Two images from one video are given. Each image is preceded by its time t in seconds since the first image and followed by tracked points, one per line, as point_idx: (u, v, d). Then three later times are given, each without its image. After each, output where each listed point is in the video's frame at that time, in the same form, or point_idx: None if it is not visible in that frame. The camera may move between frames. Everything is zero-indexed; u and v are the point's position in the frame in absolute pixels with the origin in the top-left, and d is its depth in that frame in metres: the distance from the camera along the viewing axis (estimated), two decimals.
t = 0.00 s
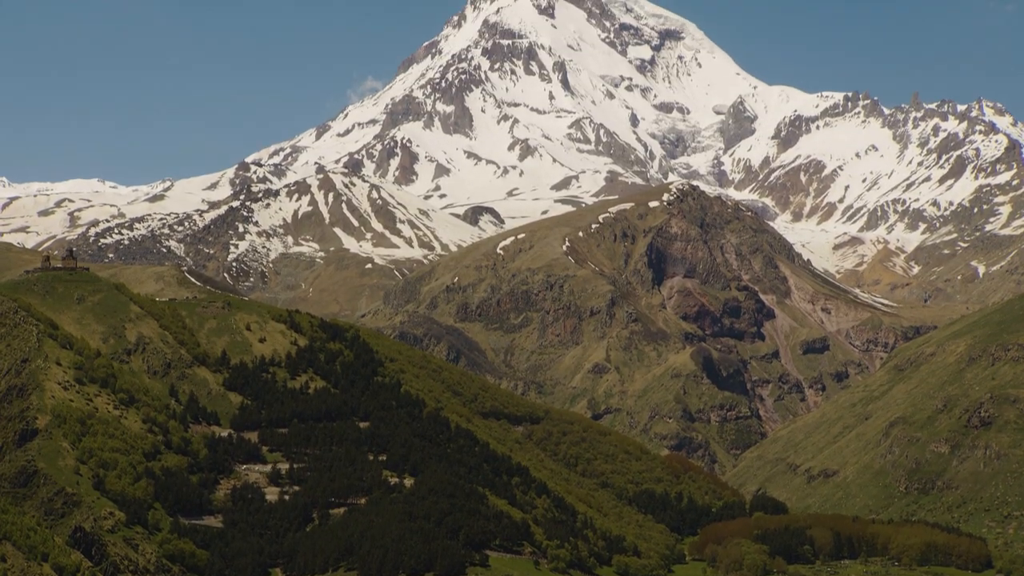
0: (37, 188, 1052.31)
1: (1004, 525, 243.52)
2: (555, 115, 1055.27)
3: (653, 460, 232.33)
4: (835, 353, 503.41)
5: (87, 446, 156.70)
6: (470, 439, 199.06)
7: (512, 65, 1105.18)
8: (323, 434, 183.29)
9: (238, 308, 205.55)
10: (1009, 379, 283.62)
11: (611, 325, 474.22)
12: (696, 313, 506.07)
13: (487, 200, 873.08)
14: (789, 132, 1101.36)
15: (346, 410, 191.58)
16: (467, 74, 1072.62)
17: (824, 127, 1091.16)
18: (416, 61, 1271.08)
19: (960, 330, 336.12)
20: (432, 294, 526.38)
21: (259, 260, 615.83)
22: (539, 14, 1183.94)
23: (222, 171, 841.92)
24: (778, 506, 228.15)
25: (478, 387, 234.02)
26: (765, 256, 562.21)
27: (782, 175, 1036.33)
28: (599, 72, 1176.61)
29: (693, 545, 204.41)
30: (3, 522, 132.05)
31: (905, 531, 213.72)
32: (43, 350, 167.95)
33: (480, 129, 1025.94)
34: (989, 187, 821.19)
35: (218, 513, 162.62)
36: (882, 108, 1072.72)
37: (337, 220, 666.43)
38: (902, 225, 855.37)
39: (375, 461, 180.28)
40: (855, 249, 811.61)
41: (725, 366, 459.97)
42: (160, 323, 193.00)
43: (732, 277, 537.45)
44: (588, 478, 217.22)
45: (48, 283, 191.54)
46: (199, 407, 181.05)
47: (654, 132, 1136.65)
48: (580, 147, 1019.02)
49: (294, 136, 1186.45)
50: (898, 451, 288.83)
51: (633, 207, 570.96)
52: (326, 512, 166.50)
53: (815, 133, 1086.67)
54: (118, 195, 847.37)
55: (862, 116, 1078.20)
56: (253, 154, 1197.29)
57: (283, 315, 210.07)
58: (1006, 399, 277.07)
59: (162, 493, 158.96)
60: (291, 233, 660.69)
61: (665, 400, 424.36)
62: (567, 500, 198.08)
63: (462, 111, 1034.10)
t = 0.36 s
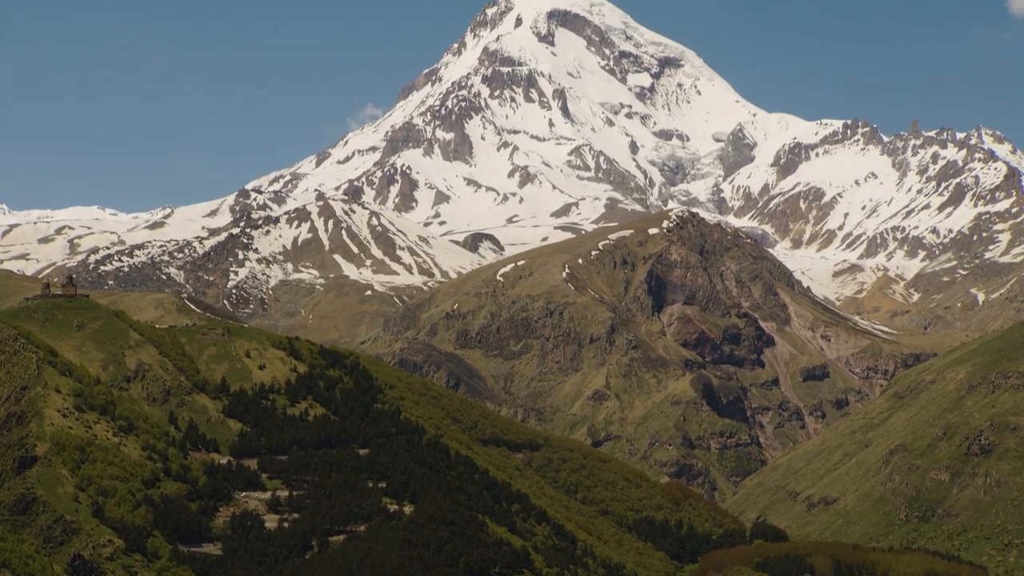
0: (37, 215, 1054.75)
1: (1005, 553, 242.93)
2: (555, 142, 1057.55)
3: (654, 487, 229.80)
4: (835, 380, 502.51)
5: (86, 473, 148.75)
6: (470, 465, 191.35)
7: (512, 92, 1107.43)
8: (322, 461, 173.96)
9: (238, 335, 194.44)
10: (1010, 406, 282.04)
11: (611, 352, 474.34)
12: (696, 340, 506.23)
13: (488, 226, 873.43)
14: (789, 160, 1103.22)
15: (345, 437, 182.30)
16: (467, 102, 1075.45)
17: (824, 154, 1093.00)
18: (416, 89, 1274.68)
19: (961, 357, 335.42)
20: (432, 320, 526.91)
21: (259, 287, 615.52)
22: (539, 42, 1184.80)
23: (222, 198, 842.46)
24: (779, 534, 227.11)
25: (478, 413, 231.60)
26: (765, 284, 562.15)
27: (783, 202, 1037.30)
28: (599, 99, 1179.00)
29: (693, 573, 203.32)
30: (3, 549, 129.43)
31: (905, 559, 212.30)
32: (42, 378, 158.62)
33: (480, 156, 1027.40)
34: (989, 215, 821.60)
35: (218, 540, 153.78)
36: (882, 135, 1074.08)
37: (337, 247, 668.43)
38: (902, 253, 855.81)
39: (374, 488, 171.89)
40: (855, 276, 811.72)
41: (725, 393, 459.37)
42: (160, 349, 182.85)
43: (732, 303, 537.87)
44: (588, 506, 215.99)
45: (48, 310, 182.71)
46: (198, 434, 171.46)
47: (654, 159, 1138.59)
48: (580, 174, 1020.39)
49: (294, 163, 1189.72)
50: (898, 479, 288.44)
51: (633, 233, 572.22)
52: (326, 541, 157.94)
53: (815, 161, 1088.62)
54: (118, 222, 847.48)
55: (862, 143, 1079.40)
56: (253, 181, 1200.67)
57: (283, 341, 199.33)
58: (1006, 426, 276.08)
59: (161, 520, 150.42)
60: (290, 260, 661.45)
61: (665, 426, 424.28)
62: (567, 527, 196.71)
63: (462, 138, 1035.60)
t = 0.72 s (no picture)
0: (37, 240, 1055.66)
1: None
2: (556, 167, 1058.99)
3: (654, 513, 228.80)
4: (835, 406, 500.94)
5: (85, 498, 139.49)
6: (471, 490, 189.87)
7: (512, 117, 1111.85)
8: (323, 486, 167.20)
9: (238, 359, 191.59)
10: (1010, 432, 280.23)
11: (611, 377, 473.80)
12: (696, 365, 506.05)
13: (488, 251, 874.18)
14: (789, 185, 1104.68)
15: (346, 462, 176.57)
16: (467, 127, 1077.57)
17: (824, 179, 1094.14)
18: (417, 114, 1278.60)
19: (961, 383, 334.30)
20: (432, 345, 526.69)
21: (259, 312, 615.37)
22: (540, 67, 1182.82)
23: (222, 223, 842.67)
24: (780, 559, 226.16)
25: (479, 437, 229.39)
26: (766, 308, 562.06)
27: (782, 228, 1039.30)
28: (599, 124, 1180.22)
29: None
30: None
31: None
32: (42, 404, 150.96)
33: (480, 180, 1027.99)
34: (989, 240, 822.09)
35: (218, 567, 144.12)
36: (882, 160, 1074.35)
37: (337, 273, 670.02)
38: (902, 278, 856.42)
39: (374, 514, 165.24)
40: (855, 301, 811.29)
41: (725, 418, 460.46)
42: (161, 375, 177.07)
43: (732, 328, 538.76)
44: (588, 530, 214.37)
45: (47, 335, 176.46)
46: (199, 459, 164.71)
47: (654, 184, 1139.36)
48: (580, 199, 1020.34)
49: (295, 188, 1191.82)
50: (899, 504, 288.53)
51: (634, 259, 576.36)
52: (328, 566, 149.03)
53: (815, 186, 1090.01)
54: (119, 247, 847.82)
55: (862, 169, 1080.72)
56: (254, 206, 1203.52)
57: (284, 366, 195.48)
58: (1007, 452, 273.88)
59: (161, 545, 141.08)
60: (291, 284, 661.79)
61: (666, 451, 423.89)
62: (568, 551, 194.62)
63: (462, 163, 1036.66)
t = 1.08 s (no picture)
0: (38, 259, 1056.78)
1: None
2: (556, 185, 1060.03)
3: (655, 532, 226.96)
4: (835, 424, 500.06)
5: (85, 517, 139.06)
6: (470, 509, 188.80)
7: (513, 136, 1113.70)
8: (322, 505, 166.61)
9: (238, 378, 191.09)
10: (1011, 451, 279.44)
11: (611, 396, 473.49)
12: (697, 384, 505.79)
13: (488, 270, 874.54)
14: (789, 204, 1105.74)
15: (346, 480, 176.16)
16: (468, 145, 1079.59)
17: (824, 198, 1095.25)
18: (417, 132, 1280.33)
19: (960, 402, 333.98)
20: (432, 364, 526.39)
21: (259, 330, 615.01)
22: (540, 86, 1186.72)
23: (222, 242, 842.80)
24: None
25: (479, 456, 226.72)
26: (766, 326, 561.98)
27: (783, 246, 1040.21)
28: (599, 143, 1181.48)
29: None
30: None
31: None
32: (42, 422, 150.25)
33: (481, 199, 1028.78)
34: (989, 259, 822.34)
35: None
36: (882, 179, 1074.85)
37: (337, 291, 670.58)
38: (902, 296, 856.55)
39: (374, 532, 164.69)
40: (855, 320, 811.13)
41: (726, 437, 460.74)
42: (160, 394, 176.43)
43: (733, 347, 538.23)
44: (589, 549, 211.81)
45: (48, 354, 175.56)
46: (198, 478, 164.08)
47: (654, 203, 1140.31)
48: (580, 217, 1021.06)
49: (295, 207, 1193.41)
50: (899, 523, 288.32)
51: (634, 277, 578.07)
52: None
53: (815, 205, 1090.82)
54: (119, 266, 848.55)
55: (862, 188, 1081.38)
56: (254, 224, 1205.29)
57: (284, 386, 194.97)
58: (1008, 471, 273.30)
59: (161, 564, 140.15)
60: (291, 303, 662.19)
61: (666, 470, 423.43)
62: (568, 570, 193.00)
63: (462, 181, 1037.69)
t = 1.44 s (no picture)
0: (38, 272, 1056.87)
1: None
2: (556, 199, 1060.72)
3: (655, 545, 224.79)
4: (835, 438, 499.29)
5: (85, 530, 138.73)
6: (469, 522, 187.89)
7: (512, 149, 1115.47)
8: (322, 518, 166.13)
9: (238, 392, 190.87)
10: (1011, 464, 279.17)
11: (611, 409, 473.56)
12: (696, 397, 505.64)
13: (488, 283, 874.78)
14: (789, 217, 1106.14)
15: (346, 493, 175.83)
16: (468, 159, 1080.69)
17: (824, 212, 1095.90)
18: (417, 146, 1281.92)
19: (960, 415, 333.79)
20: (432, 378, 526.07)
21: (259, 343, 614.98)
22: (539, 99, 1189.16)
23: (222, 255, 842.97)
24: None
25: (478, 469, 224.72)
26: (766, 339, 561.68)
27: (782, 259, 1040.63)
28: (599, 156, 1182.37)
29: None
30: None
31: None
32: (43, 435, 149.79)
33: (480, 212, 1029.43)
34: (989, 272, 822.62)
35: None
36: (881, 193, 1075.38)
37: (337, 304, 670.69)
38: (902, 309, 856.50)
39: (373, 545, 164.21)
40: (855, 333, 810.60)
41: (726, 450, 460.54)
42: (160, 408, 176.01)
43: (733, 360, 537.91)
44: (589, 561, 209.34)
45: (48, 367, 175.29)
46: (198, 492, 163.65)
47: (654, 216, 1140.96)
48: (580, 230, 1021.43)
49: (295, 220, 1194.15)
50: (900, 536, 288.11)
51: (634, 290, 579.16)
52: None
53: (815, 218, 1091.58)
54: (119, 279, 849.14)
55: (861, 202, 1082.27)
56: (255, 237, 1205.84)
57: (283, 399, 194.51)
58: (1008, 483, 272.65)
59: None
60: (291, 316, 662.45)
61: (666, 483, 423.19)
62: None
63: (462, 195, 1038.75)
